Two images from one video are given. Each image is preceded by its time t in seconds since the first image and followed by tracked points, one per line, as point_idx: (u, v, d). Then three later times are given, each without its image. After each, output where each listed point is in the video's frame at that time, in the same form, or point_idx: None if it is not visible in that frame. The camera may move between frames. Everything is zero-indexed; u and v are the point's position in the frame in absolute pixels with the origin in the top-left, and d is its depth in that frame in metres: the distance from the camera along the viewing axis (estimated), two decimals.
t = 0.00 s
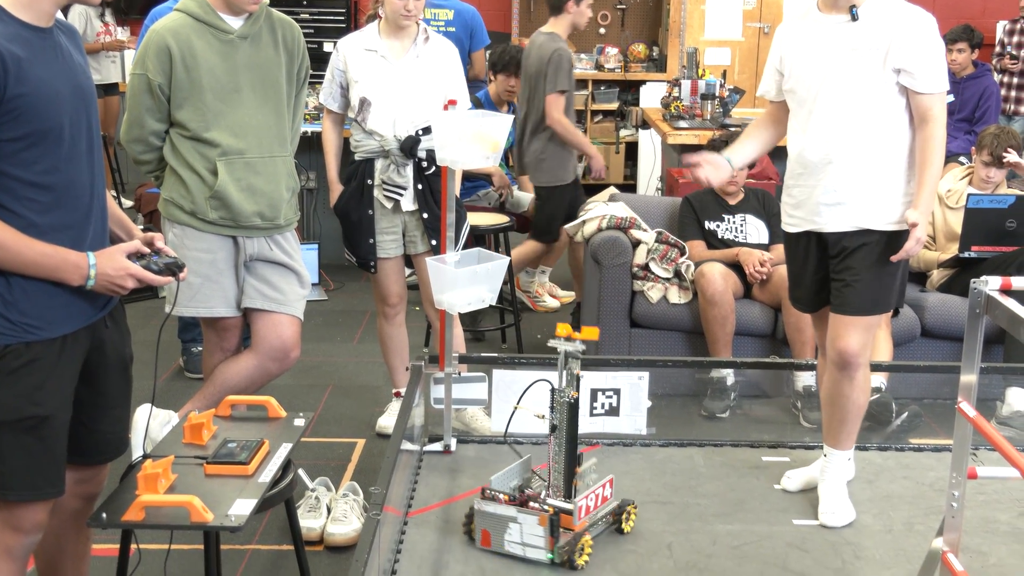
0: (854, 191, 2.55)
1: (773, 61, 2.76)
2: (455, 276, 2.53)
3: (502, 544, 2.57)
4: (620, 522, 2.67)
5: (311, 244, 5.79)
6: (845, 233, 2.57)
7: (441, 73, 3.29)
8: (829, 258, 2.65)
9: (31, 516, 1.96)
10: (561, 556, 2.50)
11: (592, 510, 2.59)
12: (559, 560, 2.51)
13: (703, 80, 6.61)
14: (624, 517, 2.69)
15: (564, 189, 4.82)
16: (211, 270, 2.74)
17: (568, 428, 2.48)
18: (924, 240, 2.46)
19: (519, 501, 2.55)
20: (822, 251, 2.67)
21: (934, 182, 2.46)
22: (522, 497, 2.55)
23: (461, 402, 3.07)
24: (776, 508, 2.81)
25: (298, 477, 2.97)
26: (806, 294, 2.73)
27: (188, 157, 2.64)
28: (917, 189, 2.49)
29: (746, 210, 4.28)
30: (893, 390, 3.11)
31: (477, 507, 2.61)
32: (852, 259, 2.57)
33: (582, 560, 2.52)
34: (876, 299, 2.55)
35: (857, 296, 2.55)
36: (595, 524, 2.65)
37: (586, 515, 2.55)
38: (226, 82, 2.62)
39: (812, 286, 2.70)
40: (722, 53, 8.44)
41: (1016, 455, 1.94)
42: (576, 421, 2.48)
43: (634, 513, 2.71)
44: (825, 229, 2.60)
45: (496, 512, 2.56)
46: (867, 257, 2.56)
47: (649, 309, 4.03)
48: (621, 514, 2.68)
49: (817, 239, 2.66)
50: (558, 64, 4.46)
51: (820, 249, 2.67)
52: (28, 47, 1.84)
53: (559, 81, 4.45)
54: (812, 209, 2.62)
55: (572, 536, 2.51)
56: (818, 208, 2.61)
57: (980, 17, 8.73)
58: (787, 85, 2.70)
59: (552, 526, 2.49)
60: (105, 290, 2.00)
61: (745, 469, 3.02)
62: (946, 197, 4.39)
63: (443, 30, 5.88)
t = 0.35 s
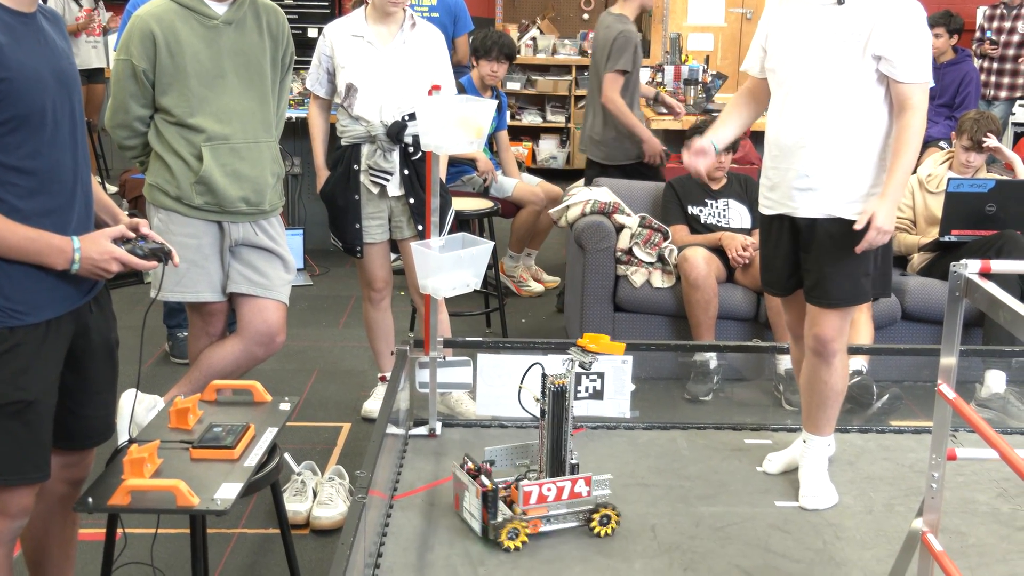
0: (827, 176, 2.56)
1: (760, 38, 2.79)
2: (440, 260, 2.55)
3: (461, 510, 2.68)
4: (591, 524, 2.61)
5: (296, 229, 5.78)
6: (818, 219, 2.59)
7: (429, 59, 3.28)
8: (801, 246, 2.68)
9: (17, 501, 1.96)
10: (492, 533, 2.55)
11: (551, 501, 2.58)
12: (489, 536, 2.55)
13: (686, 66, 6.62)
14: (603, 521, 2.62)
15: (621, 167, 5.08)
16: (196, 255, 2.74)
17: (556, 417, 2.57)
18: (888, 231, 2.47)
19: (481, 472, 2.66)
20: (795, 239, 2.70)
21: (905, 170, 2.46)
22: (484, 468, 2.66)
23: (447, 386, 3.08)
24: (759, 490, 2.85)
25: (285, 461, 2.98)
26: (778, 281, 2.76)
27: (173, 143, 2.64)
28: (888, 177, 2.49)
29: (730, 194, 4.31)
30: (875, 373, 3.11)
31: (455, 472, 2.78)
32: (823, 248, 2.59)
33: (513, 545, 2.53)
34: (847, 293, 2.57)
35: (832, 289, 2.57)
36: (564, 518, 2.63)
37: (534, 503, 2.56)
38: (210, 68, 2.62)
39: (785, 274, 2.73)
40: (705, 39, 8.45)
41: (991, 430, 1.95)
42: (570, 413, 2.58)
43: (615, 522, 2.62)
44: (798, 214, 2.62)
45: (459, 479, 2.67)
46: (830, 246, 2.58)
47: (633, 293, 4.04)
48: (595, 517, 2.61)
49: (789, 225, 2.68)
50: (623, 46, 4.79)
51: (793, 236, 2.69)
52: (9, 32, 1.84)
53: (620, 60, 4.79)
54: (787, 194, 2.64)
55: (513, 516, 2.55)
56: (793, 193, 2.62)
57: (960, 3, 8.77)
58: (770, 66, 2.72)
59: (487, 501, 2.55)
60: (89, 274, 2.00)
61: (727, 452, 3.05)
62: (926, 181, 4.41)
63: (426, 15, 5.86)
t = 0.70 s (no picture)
0: (814, 166, 2.56)
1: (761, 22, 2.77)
2: (427, 247, 2.56)
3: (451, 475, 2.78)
4: (535, 521, 2.58)
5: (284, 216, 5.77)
6: (802, 209, 2.58)
7: (423, 45, 3.27)
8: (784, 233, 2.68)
9: (4, 487, 1.97)
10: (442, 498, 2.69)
11: (504, 487, 2.60)
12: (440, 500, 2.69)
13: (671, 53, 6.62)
14: (548, 522, 2.57)
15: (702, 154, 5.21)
16: (183, 243, 2.74)
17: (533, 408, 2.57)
18: (873, 230, 2.46)
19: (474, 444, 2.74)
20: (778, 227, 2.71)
21: (894, 167, 2.45)
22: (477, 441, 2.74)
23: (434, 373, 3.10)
24: (743, 474, 2.87)
25: (273, 447, 2.99)
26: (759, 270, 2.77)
27: (160, 130, 2.63)
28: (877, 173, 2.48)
29: (714, 181, 4.33)
30: (858, 358, 3.15)
31: (465, 432, 2.95)
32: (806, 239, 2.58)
33: (456, 515, 2.65)
34: (829, 280, 2.56)
35: (807, 279, 2.57)
36: (521, 508, 2.63)
37: (486, 484, 2.61)
38: (198, 56, 2.61)
39: (765, 261, 2.74)
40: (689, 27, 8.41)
41: (971, 412, 1.98)
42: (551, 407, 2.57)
43: (558, 528, 2.55)
44: (784, 203, 2.62)
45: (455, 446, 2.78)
46: (813, 236, 2.58)
47: (619, 279, 4.05)
48: (539, 515, 2.58)
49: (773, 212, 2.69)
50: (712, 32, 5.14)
51: (776, 224, 2.70)
52: None
53: (712, 45, 5.11)
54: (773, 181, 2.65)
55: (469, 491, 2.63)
56: (780, 181, 2.62)
57: None
58: (769, 51, 2.72)
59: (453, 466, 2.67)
60: (75, 260, 2.00)
61: (713, 436, 3.08)
62: (909, 168, 4.44)
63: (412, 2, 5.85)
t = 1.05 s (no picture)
0: (806, 148, 2.56)
1: None
2: (415, 225, 2.56)
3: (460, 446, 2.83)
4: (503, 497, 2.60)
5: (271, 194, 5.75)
6: (794, 189, 2.58)
7: (431, 24, 3.24)
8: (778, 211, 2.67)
9: None
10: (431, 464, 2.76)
11: (485, 460, 2.64)
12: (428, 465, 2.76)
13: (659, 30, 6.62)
14: (514, 501, 2.58)
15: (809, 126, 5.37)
16: (173, 221, 2.73)
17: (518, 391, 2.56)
18: (860, 207, 2.44)
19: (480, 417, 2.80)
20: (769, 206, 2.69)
21: (884, 146, 2.43)
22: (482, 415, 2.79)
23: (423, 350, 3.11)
24: (729, 449, 2.90)
25: (263, 424, 3.00)
26: (747, 250, 2.73)
27: (147, 108, 2.62)
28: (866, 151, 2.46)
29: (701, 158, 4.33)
30: (843, 333, 3.17)
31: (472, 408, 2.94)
32: (802, 221, 2.60)
33: (440, 481, 2.72)
34: (824, 263, 2.58)
35: (805, 260, 2.59)
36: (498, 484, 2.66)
37: (469, 455, 2.67)
38: (185, 33, 2.60)
39: (752, 241, 2.71)
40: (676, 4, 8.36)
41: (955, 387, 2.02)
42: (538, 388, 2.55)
43: (520, 509, 2.56)
44: (776, 183, 2.61)
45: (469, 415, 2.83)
46: (807, 218, 2.59)
47: (606, 256, 4.05)
48: (507, 492, 2.60)
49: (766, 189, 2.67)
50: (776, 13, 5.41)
51: (766, 203, 2.69)
52: None
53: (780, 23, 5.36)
54: (762, 159, 2.64)
55: (458, 462, 2.70)
56: (773, 160, 2.61)
57: None
58: (760, 25, 2.67)
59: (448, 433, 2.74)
60: (62, 237, 1.99)
61: (699, 411, 3.11)
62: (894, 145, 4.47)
63: None
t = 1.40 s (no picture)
0: (796, 136, 2.52)
1: None
2: (403, 207, 2.56)
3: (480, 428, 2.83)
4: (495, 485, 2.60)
5: (259, 176, 5.74)
6: (789, 175, 2.54)
7: (444, 9, 3.19)
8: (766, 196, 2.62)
9: None
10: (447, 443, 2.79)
11: (490, 447, 2.63)
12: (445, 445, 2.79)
13: (645, 12, 6.61)
14: (503, 488, 2.58)
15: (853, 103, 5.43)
16: (161, 203, 2.73)
17: (523, 380, 2.56)
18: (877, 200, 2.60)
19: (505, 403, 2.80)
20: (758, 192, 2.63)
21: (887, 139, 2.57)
22: (507, 401, 2.79)
23: (411, 331, 3.12)
24: (715, 429, 2.93)
25: (252, 405, 3.01)
26: (735, 237, 2.65)
27: (135, 90, 2.61)
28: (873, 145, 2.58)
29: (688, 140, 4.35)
30: (828, 314, 3.24)
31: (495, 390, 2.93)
32: (797, 205, 2.56)
33: (454, 461, 2.75)
34: (817, 245, 2.58)
35: (799, 245, 2.57)
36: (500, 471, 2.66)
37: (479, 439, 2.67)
38: (172, 14, 2.58)
39: (740, 228, 2.64)
40: None
41: (940, 367, 2.06)
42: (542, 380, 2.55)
43: (505, 497, 2.55)
44: (769, 171, 2.56)
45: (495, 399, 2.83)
46: (800, 201, 2.56)
47: (593, 238, 4.08)
48: (498, 479, 2.60)
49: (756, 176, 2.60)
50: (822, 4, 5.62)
51: (756, 190, 2.62)
52: None
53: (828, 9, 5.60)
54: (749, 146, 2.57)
55: (470, 446, 2.70)
56: (761, 148, 2.55)
57: None
58: (738, 10, 2.56)
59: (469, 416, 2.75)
60: (48, 219, 1.99)
61: (685, 391, 3.13)
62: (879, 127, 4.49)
63: None
